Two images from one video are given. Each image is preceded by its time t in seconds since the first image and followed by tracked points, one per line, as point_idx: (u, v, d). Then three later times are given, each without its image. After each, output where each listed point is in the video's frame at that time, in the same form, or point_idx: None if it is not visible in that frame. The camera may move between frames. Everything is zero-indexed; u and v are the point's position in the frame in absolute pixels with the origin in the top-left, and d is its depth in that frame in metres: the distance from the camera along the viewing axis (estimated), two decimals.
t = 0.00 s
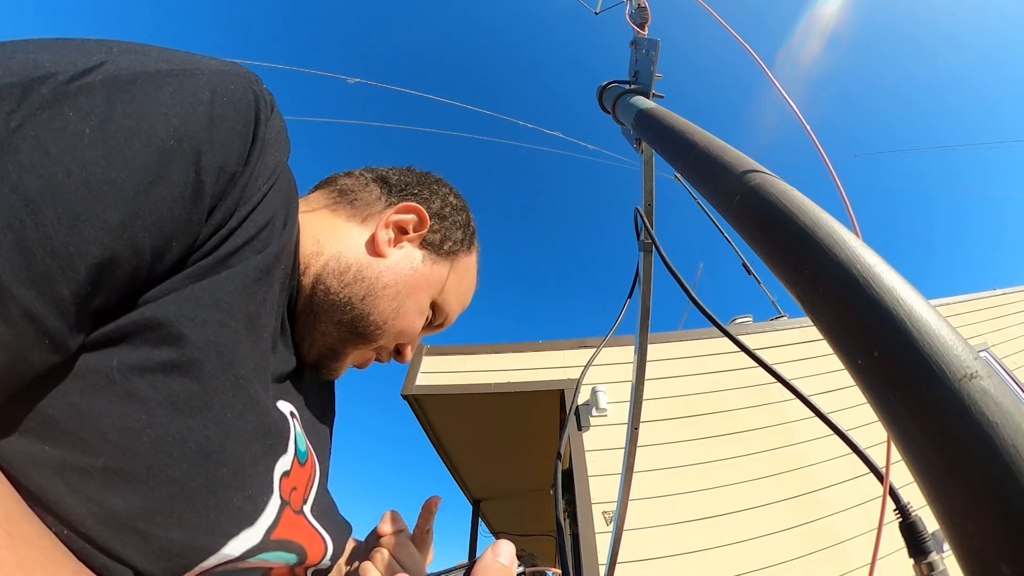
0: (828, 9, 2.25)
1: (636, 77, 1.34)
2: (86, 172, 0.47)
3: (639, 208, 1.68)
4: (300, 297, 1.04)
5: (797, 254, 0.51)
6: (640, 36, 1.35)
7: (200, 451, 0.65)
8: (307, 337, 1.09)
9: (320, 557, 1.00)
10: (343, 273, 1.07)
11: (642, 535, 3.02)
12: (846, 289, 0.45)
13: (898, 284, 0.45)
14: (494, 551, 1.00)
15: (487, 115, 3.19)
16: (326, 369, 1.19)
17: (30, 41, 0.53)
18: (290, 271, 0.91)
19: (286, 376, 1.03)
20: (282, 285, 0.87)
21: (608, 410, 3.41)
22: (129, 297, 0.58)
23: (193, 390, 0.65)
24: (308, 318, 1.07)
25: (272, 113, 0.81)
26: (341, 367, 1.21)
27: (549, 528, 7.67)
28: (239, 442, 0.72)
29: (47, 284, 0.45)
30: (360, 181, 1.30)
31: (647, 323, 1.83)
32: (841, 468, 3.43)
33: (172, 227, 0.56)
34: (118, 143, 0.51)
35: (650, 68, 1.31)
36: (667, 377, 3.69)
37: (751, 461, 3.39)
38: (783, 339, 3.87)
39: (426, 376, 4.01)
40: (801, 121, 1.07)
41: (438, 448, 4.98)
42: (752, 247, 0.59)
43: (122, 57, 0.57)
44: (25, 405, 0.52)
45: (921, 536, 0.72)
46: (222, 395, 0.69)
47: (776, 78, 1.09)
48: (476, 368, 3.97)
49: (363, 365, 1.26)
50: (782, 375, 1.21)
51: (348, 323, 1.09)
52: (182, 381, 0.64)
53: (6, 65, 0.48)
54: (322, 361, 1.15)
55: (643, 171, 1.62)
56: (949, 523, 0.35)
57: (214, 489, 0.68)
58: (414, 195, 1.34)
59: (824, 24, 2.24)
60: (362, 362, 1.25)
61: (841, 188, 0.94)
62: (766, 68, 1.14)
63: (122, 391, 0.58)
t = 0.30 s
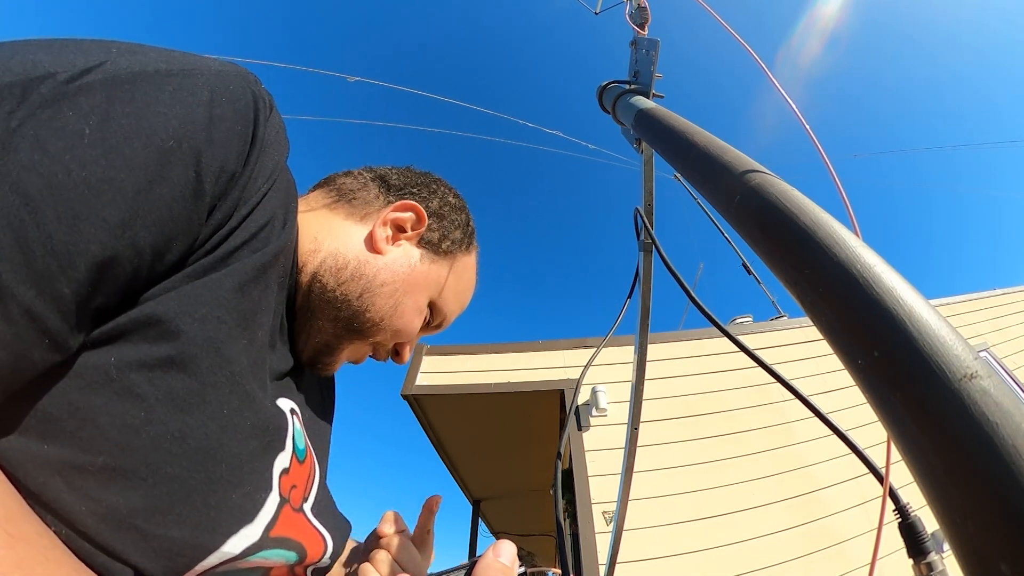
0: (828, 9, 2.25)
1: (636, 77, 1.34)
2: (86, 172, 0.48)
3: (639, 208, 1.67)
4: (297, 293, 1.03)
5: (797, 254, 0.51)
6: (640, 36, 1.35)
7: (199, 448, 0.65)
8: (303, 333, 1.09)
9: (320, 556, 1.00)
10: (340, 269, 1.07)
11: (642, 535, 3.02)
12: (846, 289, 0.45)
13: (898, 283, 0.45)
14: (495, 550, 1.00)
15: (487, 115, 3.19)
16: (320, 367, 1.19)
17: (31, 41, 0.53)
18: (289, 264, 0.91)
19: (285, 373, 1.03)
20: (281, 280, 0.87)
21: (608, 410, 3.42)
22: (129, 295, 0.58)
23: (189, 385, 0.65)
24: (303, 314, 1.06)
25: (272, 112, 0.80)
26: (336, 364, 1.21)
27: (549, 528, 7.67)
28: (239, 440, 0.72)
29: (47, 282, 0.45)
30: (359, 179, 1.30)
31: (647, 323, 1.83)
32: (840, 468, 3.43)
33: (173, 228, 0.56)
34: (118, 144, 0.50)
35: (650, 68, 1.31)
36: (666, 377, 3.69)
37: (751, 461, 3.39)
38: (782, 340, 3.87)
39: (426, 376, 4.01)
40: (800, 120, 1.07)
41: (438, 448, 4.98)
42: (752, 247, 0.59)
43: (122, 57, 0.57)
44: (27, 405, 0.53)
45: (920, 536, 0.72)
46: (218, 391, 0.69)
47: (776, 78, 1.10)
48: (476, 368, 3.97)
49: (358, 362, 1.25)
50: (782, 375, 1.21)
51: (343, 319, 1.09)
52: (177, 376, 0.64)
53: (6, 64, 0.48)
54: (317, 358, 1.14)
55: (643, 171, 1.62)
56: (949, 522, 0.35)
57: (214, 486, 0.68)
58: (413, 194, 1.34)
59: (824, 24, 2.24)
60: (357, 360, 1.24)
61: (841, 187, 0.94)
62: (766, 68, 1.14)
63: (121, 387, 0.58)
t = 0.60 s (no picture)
0: (828, 9, 2.25)
1: (636, 77, 1.34)
2: (87, 175, 0.48)
3: (639, 208, 1.68)
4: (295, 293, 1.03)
5: (797, 254, 0.51)
6: (640, 36, 1.35)
7: (202, 450, 0.65)
8: (301, 334, 1.09)
9: (320, 555, 1.00)
10: (339, 269, 1.07)
11: (642, 535, 3.02)
12: (846, 289, 0.45)
13: (898, 283, 0.45)
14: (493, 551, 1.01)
15: (488, 115, 3.18)
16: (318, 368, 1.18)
17: (30, 43, 0.53)
18: (289, 268, 0.91)
19: (285, 374, 1.03)
20: (282, 283, 0.86)
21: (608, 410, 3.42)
22: (130, 297, 0.58)
23: (193, 388, 0.65)
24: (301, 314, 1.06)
25: (271, 113, 0.80)
26: (334, 365, 1.20)
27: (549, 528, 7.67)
28: (240, 441, 0.72)
29: (48, 286, 0.45)
30: (359, 179, 1.30)
31: (647, 323, 1.83)
32: (840, 468, 3.43)
33: (173, 230, 0.56)
34: (119, 147, 0.51)
35: (650, 68, 1.31)
36: (667, 377, 3.69)
37: (751, 461, 3.39)
38: (783, 340, 3.87)
39: (426, 376, 4.01)
40: (800, 119, 1.07)
41: (438, 448, 4.98)
42: (751, 247, 0.59)
43: (122, 59, 0.57)
44: (29, 407, 0.53)
45: (920, 536, 0.72)
46: (221, 393, 0.69)
47: (776, 78, 1.10)
48: (476, 368, 3.96)
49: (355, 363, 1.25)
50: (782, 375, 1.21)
51: (341, 320, 1.09)
52: (182, 381, 0.64)
53: (5, 67, 0.48)
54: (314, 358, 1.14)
55: (643, 171, 1.62)
56: (949, 523, 0.35)
57: (216, 487, 0.68)
58: (413, 194, 1.34)
59: (824, 24, 2.24)
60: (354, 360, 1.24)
61: (841, 186, 0.94)
62: (766, 68, 1.14)
63: (123, 391, 0.58)
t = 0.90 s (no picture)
0: (828, 9, 2.25)
1: (636, 77, 1.34)
2: (86, 175, 0.47)
3: (639, 208, 1.68)
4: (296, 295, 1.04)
5: (797, 254, 0.51)
6: (640, 36, 1.35)
7: (204, 452, 0.65)
8: (302, 335, 1.09)
9: (321, 555, 1.00)
10: (340, 271, 1.07)
11: (642, 535, 3.02)
12: (846, 289, 0.45)
13: (897, 283, 0.45)
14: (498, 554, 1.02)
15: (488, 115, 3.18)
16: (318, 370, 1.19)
17: (30, 43, 0.53)
18: (290, 269, 0.91)
19: (284, 376, 1.03)
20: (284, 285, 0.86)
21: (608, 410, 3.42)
22: (130, 299, 0.58)
23: (194, 390, 0.65)
24: (302, 317, 1.06)
25: (271, 113, 0.80)
26: (335, 368, 1.21)
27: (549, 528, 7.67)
28: (241, 443, 0.72)
29: (49, 287, 0.45)
30: (360, 181, 1.30)
31: (647, 323, 1.83)
32: (840, 468, 3.43)
33: (173, 230, 0.56)
34: (119, 147, 0.51)
35: (650, 68, 1.31)
36: (667, 377, 3.69)
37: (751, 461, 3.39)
38: (783, 339, 3.87)
39: (426, 376, 4.01)
40: (800, 121, 1.07)
41: (438, 448, 4.98)
42: (751, 247, 0.59)
43: (122, 61, 0.58)
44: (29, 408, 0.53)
45: (920, 536, 0.72)
46: (223, 395, 0.69)
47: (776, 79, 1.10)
48: (476, 368, 3.96)
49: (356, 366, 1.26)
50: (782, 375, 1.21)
51: (341, 323, 1.09)
52: (184, 384, 0.64)
53: (5, 69, 0.48)
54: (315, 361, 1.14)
55: (643, 171, 1.62)
56: (949, 522, 0.35)
57: (216, 488, 0.67)
58: (414, 196, 1.34)
59: (824, 24, 2.24)
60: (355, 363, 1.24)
61: (841, 187, 0.94)
62: (766, 68, 1.14)
63: (124, 392, 0.58)
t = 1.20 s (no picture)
0: (828, 9, 2.25)
1: (636, 77, 1.34)
2: (88, 178, 0.48)
3: (639, 208, 1.68)
4: (298, 296, 1.03)
5: (797, 253, 0.51)
6: (640, 36, 1.35)
7: (205, 457, 0.65)
8: (302, 335, 1.09)
9: (321, 557, 1.00)
10: (342, 273, 1.07)
11: (642, 535, 3.02)
12: (847, 289, 0.45)
13: (898, 284, 0.45)
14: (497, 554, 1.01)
15: (488, 115, 3.19)
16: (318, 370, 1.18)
17: (33, 46, 0.53)
18: (292, 272, 0.91)
19: (285, 378, 1.03)
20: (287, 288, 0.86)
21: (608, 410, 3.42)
22: (132, 301, 0.58)
23: (195, 395, 0.64)
24: (303, 318, 1.06)
25: (274, 114, 0.80)
26: (335, 369, 1.20)
27: (549, 528, 7.67)
28: (242, 447, 0.72)
29: (49, 290, 0.45)
30: (364, 183, 1.30)
31: (647, 323, 1.83)
32: (840, 468, 3.43)
33: (175, 233, 0.56)
34: (120, 149, 0.50)
35: (650, 69, 1.31)
36: (667, 377, 3.69)
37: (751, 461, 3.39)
38: (783, 340, 3.87)
39: (426, 375, 4.01)
40: (801, 122, 1.08)
41: (438, 448, 4.98)
42: (751, 247, 0.59)
43: (124, 62, 0.58)
44: (29, 412, 0.53)
45: (921, 536, 0.72)
46: (224, 400, 0.68)
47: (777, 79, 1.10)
48: (476, 368, 3.96)
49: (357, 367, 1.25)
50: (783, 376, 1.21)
51: (343, 325, 1.09)
52: (185, 389, 0.63)
53: (6, 72, 0.48)
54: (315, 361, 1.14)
55: (643, 171, 1.62)
56: (949, 523, 0.35)
57: (216, 493, 0.67)
58: (417, 199, 1.34)
59: (824, 24, 2.24)
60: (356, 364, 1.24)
61: (841, 188, 0.95)
62: (766, 69, 1.14)
63: (125, 397, 0.58)
